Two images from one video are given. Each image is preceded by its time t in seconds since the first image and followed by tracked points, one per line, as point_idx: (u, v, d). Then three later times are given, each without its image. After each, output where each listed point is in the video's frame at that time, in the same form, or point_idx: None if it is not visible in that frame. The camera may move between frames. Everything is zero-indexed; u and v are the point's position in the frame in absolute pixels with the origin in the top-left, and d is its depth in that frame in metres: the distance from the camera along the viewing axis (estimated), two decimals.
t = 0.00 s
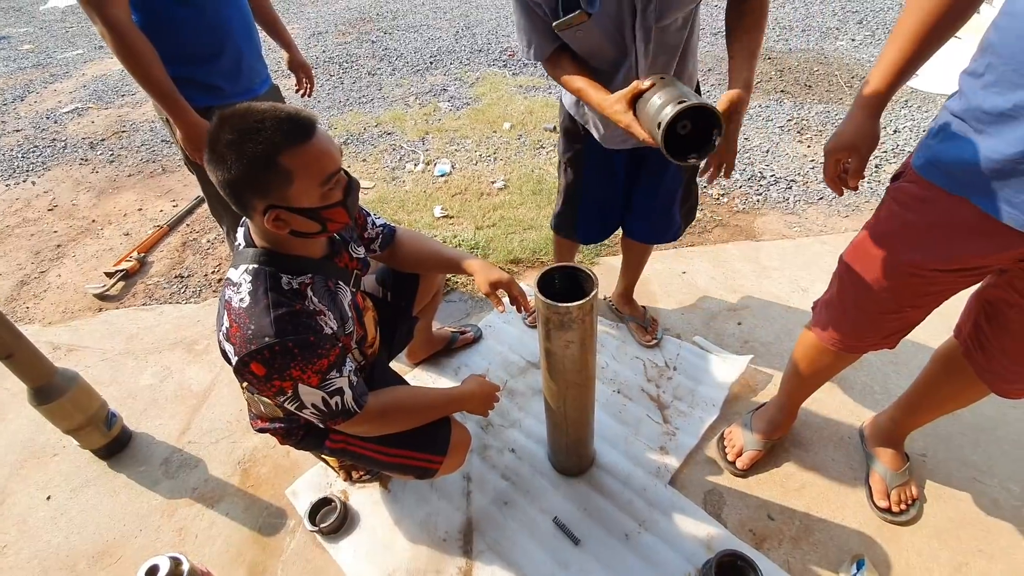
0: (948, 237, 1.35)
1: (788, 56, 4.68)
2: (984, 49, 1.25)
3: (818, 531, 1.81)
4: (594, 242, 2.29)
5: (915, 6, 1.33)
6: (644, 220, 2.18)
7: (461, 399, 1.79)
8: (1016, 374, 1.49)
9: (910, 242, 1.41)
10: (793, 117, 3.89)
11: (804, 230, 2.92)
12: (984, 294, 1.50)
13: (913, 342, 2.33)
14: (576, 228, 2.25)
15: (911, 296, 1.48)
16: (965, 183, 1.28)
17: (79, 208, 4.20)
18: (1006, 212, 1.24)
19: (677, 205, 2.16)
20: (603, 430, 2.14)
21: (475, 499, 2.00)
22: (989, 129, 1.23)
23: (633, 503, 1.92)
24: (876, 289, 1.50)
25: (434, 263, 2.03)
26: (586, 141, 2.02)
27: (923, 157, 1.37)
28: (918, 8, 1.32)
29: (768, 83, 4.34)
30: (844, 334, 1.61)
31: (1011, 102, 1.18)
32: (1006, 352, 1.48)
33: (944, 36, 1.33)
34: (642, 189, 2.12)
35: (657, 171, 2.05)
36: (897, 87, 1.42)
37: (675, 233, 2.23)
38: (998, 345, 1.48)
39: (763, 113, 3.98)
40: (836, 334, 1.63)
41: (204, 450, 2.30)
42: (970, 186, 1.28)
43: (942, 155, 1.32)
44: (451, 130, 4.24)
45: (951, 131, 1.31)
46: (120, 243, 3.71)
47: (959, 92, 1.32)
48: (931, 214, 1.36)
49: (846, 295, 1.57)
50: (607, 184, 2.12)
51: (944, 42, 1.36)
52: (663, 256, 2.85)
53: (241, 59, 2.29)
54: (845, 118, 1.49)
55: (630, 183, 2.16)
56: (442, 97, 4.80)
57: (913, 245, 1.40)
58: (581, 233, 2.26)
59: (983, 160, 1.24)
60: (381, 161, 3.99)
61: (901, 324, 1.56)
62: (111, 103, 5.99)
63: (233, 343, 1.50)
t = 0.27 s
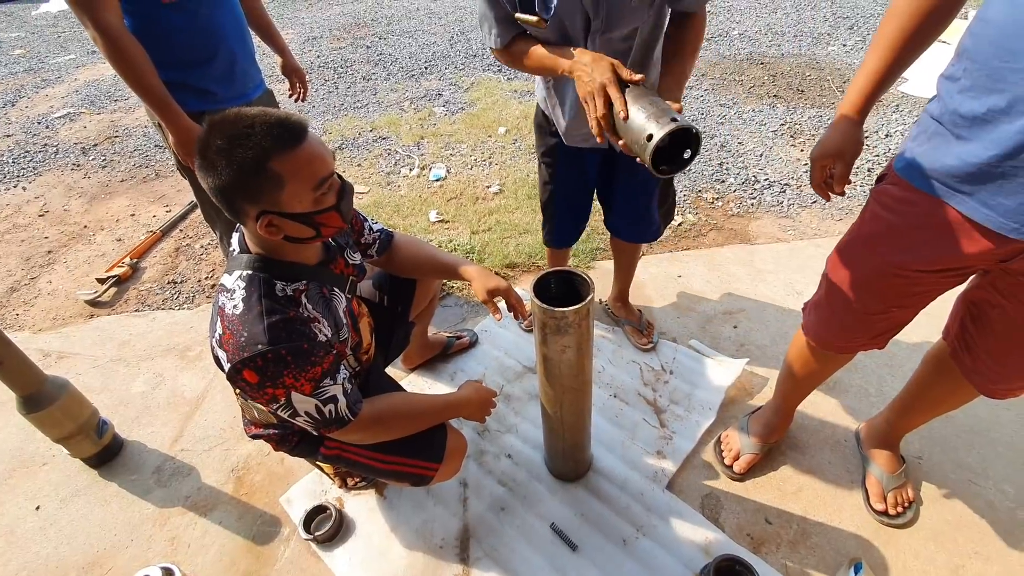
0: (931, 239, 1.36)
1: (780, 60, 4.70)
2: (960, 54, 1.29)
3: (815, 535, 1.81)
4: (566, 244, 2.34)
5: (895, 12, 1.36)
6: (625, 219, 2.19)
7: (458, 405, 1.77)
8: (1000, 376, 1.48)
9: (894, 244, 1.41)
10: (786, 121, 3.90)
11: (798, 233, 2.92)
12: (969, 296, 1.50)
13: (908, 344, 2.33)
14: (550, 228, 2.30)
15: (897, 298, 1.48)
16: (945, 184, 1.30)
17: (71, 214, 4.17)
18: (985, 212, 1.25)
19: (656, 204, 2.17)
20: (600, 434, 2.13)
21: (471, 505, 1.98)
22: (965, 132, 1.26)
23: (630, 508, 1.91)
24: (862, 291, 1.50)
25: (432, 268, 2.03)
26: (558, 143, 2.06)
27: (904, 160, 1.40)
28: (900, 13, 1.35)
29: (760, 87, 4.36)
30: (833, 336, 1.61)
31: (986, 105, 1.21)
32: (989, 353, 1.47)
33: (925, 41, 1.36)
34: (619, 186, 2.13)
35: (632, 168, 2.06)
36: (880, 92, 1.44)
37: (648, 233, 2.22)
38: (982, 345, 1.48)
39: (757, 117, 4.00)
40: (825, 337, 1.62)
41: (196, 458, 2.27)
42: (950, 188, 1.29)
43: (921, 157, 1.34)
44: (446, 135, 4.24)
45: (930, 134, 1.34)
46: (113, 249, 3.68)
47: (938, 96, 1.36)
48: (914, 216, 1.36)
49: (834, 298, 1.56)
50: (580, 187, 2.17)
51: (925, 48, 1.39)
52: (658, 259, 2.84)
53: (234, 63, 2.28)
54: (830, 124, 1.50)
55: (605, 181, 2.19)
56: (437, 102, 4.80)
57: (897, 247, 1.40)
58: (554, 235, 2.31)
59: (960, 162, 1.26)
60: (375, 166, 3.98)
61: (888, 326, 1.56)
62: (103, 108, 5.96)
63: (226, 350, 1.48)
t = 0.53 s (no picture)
0: (917, 243, 1.36)
1: (775, 64, 4.72)
2: (944, 60, 1.30)
3: (814, 538, 1.80)
4: (548, 245, 2.35)
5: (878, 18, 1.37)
6: (613, 220, 2.20)
7: (457, 411, 1.77)
8: (990, 380, 1.48)
9: (882, 247, 1.41)
10: (781, 124, 3.91)
11: (794, 236, 2.93)
12: (958, 299, 1.50)
13: (905, 347, 2.34)
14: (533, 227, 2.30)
15: (886, 302, 1.48)
16: (929, 188, 1.31)
17: (66, 218, 4.15)
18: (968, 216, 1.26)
19: (644, 203, 2.16)
20: (598, 438, 2.12)
21: (469, 510, 1.97)
22: (948, 136, 1.26)
23: (629, 512, 1.90)
24: (851, 295, 1.50)
25: (429, 273, 2.02)
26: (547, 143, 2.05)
27: (891, 163, 1.41)
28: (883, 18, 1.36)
29: (756, 91, 4.37)
30: (825, 340, 1.60)
31: (967, 110, 1.21)
32: (979, 355, 1.47)
33: (909, 45, 1.37)
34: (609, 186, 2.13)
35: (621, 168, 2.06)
36: (865, 96, 1.45)
37: (639, 237, 2.25)
38: (971, 348, 1.49)
39: (752, 121, 4.01)
40: (818, 341, 1.62)
41: (192, 464, 2.25)
42: (934, 192, 1.30)
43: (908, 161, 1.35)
44: (443, 139, 4.24)
45: (914, 139, 1.35)
46: (108, 254, 3.66)
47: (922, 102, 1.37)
48: (901, 219, 1.37)
49: (825, 301, 1.56)
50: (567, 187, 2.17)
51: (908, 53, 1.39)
52: (655, 263, 2.84)
53: (230, 67, 2.27)
54: (813, 130, 1.51)
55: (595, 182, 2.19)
56: (433, 106, 4.80)
57: (886, 250, 1.40)
58: (536, 235, 2.31)
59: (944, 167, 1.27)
60: (372, 170, 3.98)
61: (879, 329, 1.56)
62: (99, 112, 5.94)
63: (225, 358, 1.47)
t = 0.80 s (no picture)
0: (916, 243, 1.36)
1: (774, 65, 4.72)
2: (941, 61, 1.30)
3: (816, 539, 1.80)
4: (548, 245, 2.34)
5: (875, 21, 1.38)
6: (614, 219, 2.20)
7: (457, 413, 1.76)
8: (989, 380, 1.48)
9: (881, 247, 1.41)
10: (780, 125, 3.92)
11: (794, 237, 2.93)
12: (957, 300, 1.50)
13: (905, 347, 2.34)
14: (533, 226, 2.29)
15: (886, 302, 1.48)
16: (927, 189, 1.31)
17: (65, 222, 4.14)
18: (967, 216, 1.26)
19: (644, 205, 2.16)
20: (599, 439, 2.12)
21: (470, 512, 1.97)
22: (946, 137, 1.26)
23: (630, 514, 1.90)
24: (851, 295, 1.50)
25: (429, 276, 2.01)
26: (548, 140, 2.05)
27: (888, 164, 1.41)
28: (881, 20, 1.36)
29: (754, 92, 4.37)
30: (825, 340, 1.60)
31: (965, 111, 1.21)
32: (978, 356, 1.47)
33: (905, 47, 1.37)
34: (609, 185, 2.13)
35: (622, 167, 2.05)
36: (861, 98, 1.44)
37: (637, 240, 2.26)
38: (970, 347, 1.48)
39: (751, 122, 4.01)
40: (819, 341, 1.62)
41: (192, 467, 2.25)
42: (932, 193, 1.30)
43: (905, 162, 1.35)
44: (443, 141, 4.24)
45: (911, 140, 1.35)
46: (107, 257, 3.66)
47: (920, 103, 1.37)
48: (899, 219, 1.37)
49: (824, 301, 1.56)
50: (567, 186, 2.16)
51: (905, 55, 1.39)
52: (655, 264, 2.84)
53: (229, 70, 2.27)
54: (811, 131, 1.51)
55: (595, 182, 2.18)
56: (433, 108, 4.80)
57: (885, 250, 1.40)
58: (536, 233, 2.30)
59: (942, 167, 1.27)
60: (372, 172, 3.98)
61: (879, 329, 1.56)
62: (98, 115, 5.94)
63: (223, 361, 1.47)
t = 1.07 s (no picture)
0: (919, 244, 1.36)
1: (773, 66, 4.73)
2: (945, 62, 1.30)
3: (817, 539, 1.80)
4: (549, 247, 2.35)
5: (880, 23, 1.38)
6: (615, 220, 2.20)
7: (458, 413, 1.76)
8: (993, 381, 1.48)
9: (884, 249, 1.41)
10: (780, 126, 3.92)
11: (794, 238, 2.93)
12: (958, 301, 1.50)
13: (906, 347, 2.34)
14: (534, 229, 2.30)
15: (888, 304, 1.47)
16: (931, 190, 1.31)
17: (65, 224, 4.15)
18: (972, 217, 1.26)
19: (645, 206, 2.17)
20: (600, 440, 2.12)
21: (471, 513, 1.97)
22: (950, 138, 1.27)
23: (631, 514, 1.90)
24: (853, 296, 1.49)
25: (430, 277, 2.02)
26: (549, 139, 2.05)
27: (891, 165, 1.41)
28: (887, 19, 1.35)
29: (754, 93, 4.38)
30: (827, 342, 1.60)
31: (970, 112, 1.22)
32: (981, 356, 1.47)
33: (911, 48, 1.37)
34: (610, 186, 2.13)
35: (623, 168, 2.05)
36: (865, 101, 1.45)
37: (639, 240, 2.26)
38: (972, 348, 1.48)
39: (750, 123, 4.01)
40: (821, 343, 1.62)
41: (193, 469, 2.25)
42: (937, 193, 1.30)
43: (909, 162, 1.35)
44: (443, 142, 4.24)
45: (915, 141, 1.35)
46: (108, 259, 3.66)
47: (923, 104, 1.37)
48: (902, 220, 1.37)
49: (827, 303, 1.56)
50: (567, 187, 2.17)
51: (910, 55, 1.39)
52: (656, 265, 2.85)
53: (229, 71, 2.26)
54: (814, 133, 1.50)
55: (595, 183, 2.18)
56: (433, 110, 4.81)
57: (888, 252, 1.40)
58: (537, 236, 2.31)
59: (947, 167, 1.27)
60: (372, 174, 3.98)
61: (882, 330, 1.55)
62: (98, 117, 5.94)
63: (222, 363, 1.47)
